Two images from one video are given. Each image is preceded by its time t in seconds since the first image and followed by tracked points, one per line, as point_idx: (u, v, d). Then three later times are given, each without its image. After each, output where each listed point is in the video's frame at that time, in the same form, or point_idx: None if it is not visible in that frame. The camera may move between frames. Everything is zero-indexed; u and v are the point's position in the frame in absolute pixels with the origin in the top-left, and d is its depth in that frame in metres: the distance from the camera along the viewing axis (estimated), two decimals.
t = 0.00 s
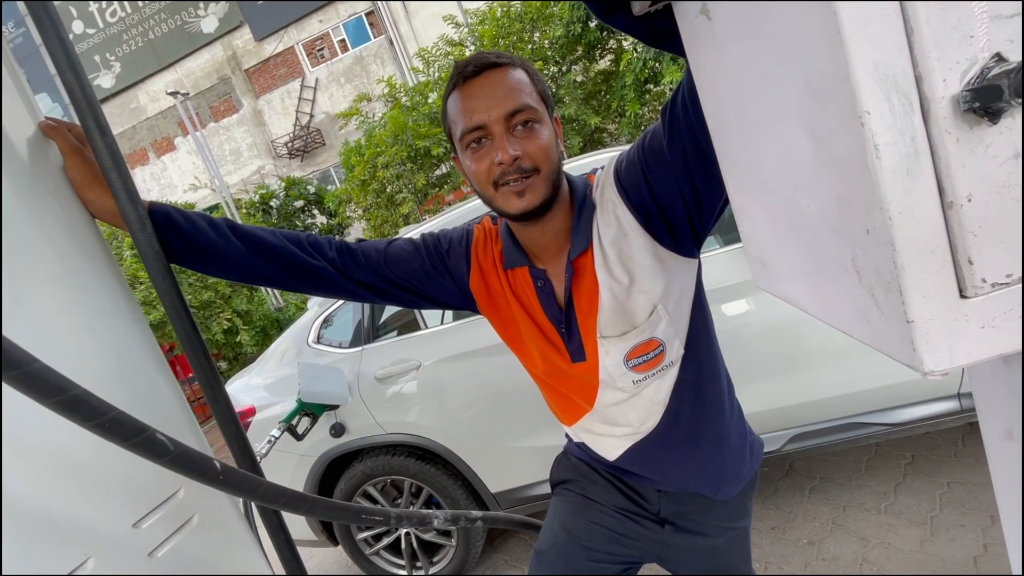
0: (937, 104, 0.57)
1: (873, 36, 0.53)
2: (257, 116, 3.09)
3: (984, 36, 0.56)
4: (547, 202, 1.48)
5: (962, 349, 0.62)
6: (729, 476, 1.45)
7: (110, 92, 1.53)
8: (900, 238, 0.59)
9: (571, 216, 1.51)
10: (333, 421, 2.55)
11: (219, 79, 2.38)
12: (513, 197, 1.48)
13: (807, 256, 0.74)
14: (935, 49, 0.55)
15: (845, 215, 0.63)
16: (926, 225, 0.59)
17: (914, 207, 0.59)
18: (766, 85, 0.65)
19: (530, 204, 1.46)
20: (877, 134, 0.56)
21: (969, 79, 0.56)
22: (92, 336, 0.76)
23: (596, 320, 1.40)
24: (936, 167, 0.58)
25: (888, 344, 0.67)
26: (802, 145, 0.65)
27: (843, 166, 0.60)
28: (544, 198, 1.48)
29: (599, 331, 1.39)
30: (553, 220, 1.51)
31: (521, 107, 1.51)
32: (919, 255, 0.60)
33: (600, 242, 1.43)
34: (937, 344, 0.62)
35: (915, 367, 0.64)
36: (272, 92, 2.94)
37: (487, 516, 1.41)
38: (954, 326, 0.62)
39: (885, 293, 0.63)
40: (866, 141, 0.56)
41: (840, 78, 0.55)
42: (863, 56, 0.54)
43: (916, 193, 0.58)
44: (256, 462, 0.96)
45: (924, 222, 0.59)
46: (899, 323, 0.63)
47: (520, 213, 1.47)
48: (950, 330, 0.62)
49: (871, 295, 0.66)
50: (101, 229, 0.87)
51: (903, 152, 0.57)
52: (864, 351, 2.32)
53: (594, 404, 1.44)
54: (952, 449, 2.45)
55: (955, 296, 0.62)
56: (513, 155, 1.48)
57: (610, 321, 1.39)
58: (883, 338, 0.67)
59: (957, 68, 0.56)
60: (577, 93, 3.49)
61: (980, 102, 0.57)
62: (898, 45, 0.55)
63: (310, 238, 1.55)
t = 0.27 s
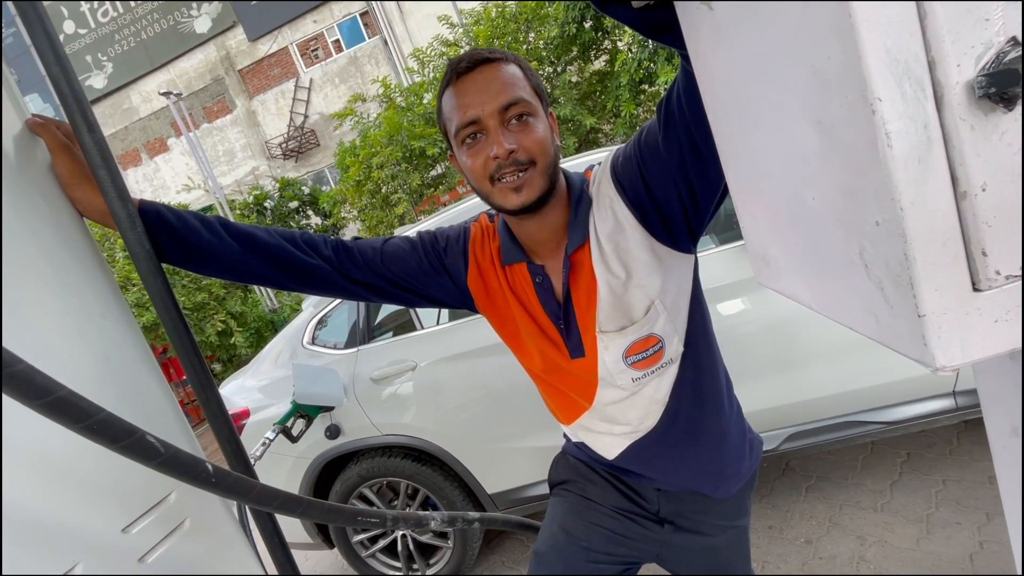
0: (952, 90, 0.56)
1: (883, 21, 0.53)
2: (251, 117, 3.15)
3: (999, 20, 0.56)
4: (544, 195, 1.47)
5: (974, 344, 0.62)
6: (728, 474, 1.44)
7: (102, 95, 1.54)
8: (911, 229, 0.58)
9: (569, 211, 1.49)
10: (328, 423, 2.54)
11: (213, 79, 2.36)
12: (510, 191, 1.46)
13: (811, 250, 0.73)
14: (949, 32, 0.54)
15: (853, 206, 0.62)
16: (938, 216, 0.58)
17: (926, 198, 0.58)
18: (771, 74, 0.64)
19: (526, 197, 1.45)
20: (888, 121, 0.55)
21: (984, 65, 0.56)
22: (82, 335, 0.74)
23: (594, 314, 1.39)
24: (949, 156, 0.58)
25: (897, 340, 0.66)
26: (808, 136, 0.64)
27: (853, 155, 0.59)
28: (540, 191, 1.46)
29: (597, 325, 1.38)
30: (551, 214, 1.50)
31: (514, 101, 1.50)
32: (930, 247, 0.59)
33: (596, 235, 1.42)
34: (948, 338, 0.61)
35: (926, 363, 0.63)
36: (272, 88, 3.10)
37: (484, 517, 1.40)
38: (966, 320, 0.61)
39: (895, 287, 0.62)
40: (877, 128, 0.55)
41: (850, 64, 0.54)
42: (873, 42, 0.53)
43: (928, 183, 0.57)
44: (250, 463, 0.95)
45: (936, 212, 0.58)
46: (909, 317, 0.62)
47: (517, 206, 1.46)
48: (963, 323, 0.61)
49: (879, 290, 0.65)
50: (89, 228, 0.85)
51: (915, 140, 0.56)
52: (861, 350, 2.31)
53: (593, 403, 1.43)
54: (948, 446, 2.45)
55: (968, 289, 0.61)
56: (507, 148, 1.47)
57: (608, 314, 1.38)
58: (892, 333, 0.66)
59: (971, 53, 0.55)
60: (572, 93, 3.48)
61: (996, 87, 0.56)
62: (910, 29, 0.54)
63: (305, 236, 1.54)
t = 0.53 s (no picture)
0: (950, 88, 0.56)
1: (883, 19, 0.52)
2: (248, 118, 3.21)
3: (998, 17, 0.55)
4: (537, 196, 1.47)
5: (974, 345, 0.61)
6: (725, 472, 1.44)
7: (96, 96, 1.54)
8: (911, 228, 0.57)
9: (564, 211, 1.49)
10: (325, 424, 2.53)
11: (209, 79, 2.35)
12: (503, 192, 1.46)
13: (809, 250, 0.72)
14: (947, 30, 0.54)
15: (851, 206, 0.62)
16: (937, 214, 0.58)
17: (926, 196, 0.57)
18: (768, 72, 0.64)
19: (521, 198, 1.45)
20: (886, 119, 0.54)
21: (982, 62, 0.55)
22: (73, 339, 0.74)
23: (590, 315, 1.38)
24: (948, 155, 0.57)
25: (896, 340, 0.66)
26: (806, 135, 0.63)
27: (851, 154, 0.59)
28: (533, 192, 1.46)
29: (593, 326, 1.38)
30: (545, 214, 1.49)
31: (506, 102, 1.49)
32: (930, 246, 0.58)
33: (592, 235, 1.41)
34: (946, 338, 0.61)
35: (925, 363, 0.63)
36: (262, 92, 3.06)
37: (482, 519, 1.40)
38: (966, 319, 0.61)
39: (894, 286, 0.62)
40: (876, 127, 0.55)
41: (849, 62, 0.54)
42: (872, 40, 0.52)
43: (927, 182, 0.57)
44: (245, 465, 0.94)
45: (935, 211, 0.58)
46: (908, 317, 0.62)
47: (511, 207, 1.46)
48: (963, 322, 0.61)
49: (877, 289, 0.65)
50: (82, 228, 0.84)
51: (914, 138, 0.55)
52: (858, 349, 2.31)
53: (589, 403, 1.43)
54: (945, 445, 2.45)
55: (967, 288, 0.60)
56: (500, 150, 1.47)
57: (603, 315, 1.38)
58: (891, 334, 0.66)
59: (970, 50, 0.55)
60: (569, 94, 3.49)
61: (994, 85, 0.56)
62: (909, 27, 0.53)
63: (301, 238, 1.53)
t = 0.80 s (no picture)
0: (950, 86, 0.55)
1: (883, 15, 0.52)
2: (246, 119, 3.13)
3: (998, 14, 0.55)
4: (535, 203, 1.46)
5: (975, 344, 0.61)
6: (723, 473, 1.44)
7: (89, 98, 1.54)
8: (911, 227, 0.57)
9: (561, 215, 1.48)
10: (324, 425, 2.52)
11: (207, 80, 2.34)
12: (500, 200, 1.46)
13: (808, 249, 0.72)
14: (947, 27, 0.54)
15: (851, 204, 0.62)
16: (938, 212, 0.58)
17: (927, 195, 0.57)
18: (767, 71, 0.64)
19: (517, 205, 1.45)
20: (886, 117, 0.54)
21: (983, 59, 0.55)
22: (70, 340, 0.73)
23: (588, 318, 1.38)
24: (948, 152, 0.57)
25: (897, 339, 0.66)
26: (804, 133, 0.63)
27: (851, 153, 0.59)
28: (530, 199, 1.45)
29: (590, 328, 1.38)
30: (542, 217, 1.48)
31: (501, 108, 1.49)
32: (930, 245, 0.58)
33: (590, 238, 1.41)
34: (947, 338, 0.61)
35: (926, 363, 0.62)
36: (260, 93, 2.91)
37: (481, 520, 1.39)
38: (967, 319, 0.61)
39: (894, 286, 0.61)
40: (876, 124, 0.54)
41: (848, 59, 0.54)
42: (872, 37, 0.52)
43: (928, 180, 0.57)
44: (242, 466, 0.94)
45: (936, 209, 0.58)
46: (909, 316, 0.62)
47: (507, 216, 1.45)
48: (963, 321, 0.61)
49: (878, 288, 0.64)
50: (79, 229, 0.84)
51: (914, 136, 0.55)
52: (857, 349, 2.31)
53: (587, 404, 1.42)
54: (943, 445, 2.45)
55: (968, 286, 0.60)
56: (496, 157, 1.46)
57: (600, 319, 1.37)
58: (892, 333, 0.65)
59: (971, 47, 0.55)
60: (567, 94, 3.48)
61: (995, 82, 0.55)
62: (910, 23, 0.53)
63: (296, 243, 1.53)
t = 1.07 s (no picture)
0: (955, 91, 0.55)
1: (886, 21, 0.52)
2: (245, 120, 3.01)
3: (1002, 19, 0.55)
4: (534, 215, 1.46)
5: (979, 349, 0.61)
6: (721, 476, 1.44)
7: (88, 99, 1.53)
8: (915, 232, 0.57)
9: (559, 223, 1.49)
10: (324, 427, 2.52)
11: (206, 81, 2.32)
12: (498, 212, 1.46)
13: (812, 254, 0.72)
14: (951, 33, 0.54)
15: (854, 210, 0.62)
16: (941, 217, 0.58)
17: (930, 200, 0.57)
18: (770, 76, 0.64)
19: (516, 218, 1.44)
20: (891, 122, 0.54)
21: (987, 65, 0.55)
22: (70, 345, 0.73)
23: (586, 328, 1.38)
24: (952, 158, 0.57)
25: (901, 344, 0.65)
26: (807, 138, 0.63)
27: (855, 158, 0.59)
28: (530, 211, 1.45)
29: (589, 339, 1.37)
30: (540, 229, 1.49)
31: (502, 118, 1.48)
32: (934, 250, 0.58)
33: (590, 249, 1.41)
34: (951, 343, 0.61)
35: (930, 367, 0.63)
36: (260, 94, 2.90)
37: (482, 523, 1.39)
38: (971, 324, 0.61)
39: (898, 291, 0.61)
40: (880, 130, 0.54)
41: (852, 65, 0.54)
42: (876, 42, 0.52)
43: (932, 185, 0.56)
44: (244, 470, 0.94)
45: (939, 214, 0.58)
46: (913, 321, 0.61)
47: (506, 229, 1.45)
48: (967, 326, 0.61)
49: (881, 293, 0.64)
50: (81, 232, 0.84)
51: (918, 141, 0.55)
52: (857, 350, 2.31)
53: (586, 409, 1.42)
54: (941, 445, 2.45)
55: (972, 292, 0.60)
56: (497, 168, 1.46)
57: (599, 329, 1.38)
58: (896, 338, 0.65)
59: (975, 53, 0.55)
60: (566, 94, 3.51)
61: (1001, 88, 0.55)
62: (914, 28, 0.53)
63: (290, 255, 1.53)
